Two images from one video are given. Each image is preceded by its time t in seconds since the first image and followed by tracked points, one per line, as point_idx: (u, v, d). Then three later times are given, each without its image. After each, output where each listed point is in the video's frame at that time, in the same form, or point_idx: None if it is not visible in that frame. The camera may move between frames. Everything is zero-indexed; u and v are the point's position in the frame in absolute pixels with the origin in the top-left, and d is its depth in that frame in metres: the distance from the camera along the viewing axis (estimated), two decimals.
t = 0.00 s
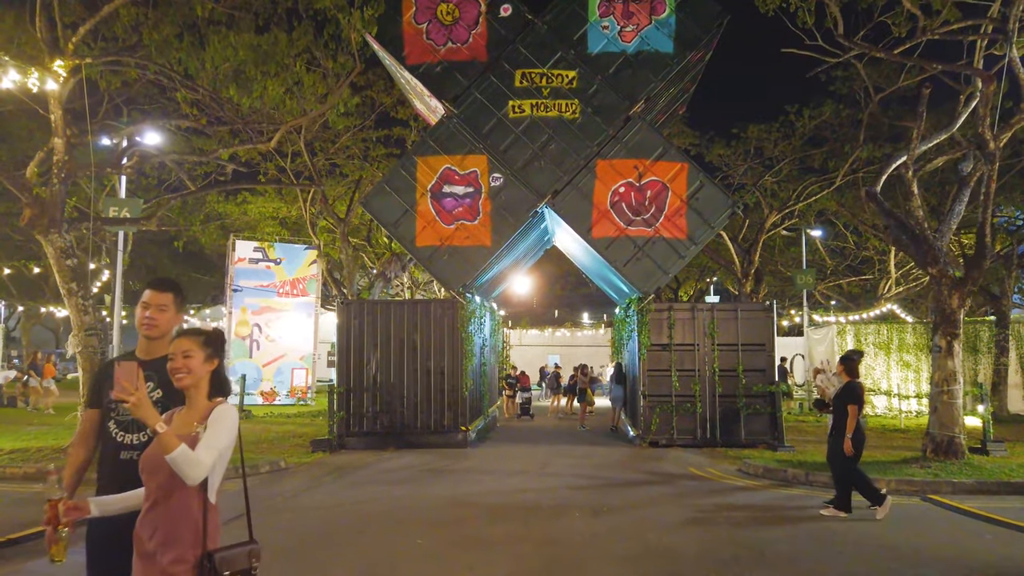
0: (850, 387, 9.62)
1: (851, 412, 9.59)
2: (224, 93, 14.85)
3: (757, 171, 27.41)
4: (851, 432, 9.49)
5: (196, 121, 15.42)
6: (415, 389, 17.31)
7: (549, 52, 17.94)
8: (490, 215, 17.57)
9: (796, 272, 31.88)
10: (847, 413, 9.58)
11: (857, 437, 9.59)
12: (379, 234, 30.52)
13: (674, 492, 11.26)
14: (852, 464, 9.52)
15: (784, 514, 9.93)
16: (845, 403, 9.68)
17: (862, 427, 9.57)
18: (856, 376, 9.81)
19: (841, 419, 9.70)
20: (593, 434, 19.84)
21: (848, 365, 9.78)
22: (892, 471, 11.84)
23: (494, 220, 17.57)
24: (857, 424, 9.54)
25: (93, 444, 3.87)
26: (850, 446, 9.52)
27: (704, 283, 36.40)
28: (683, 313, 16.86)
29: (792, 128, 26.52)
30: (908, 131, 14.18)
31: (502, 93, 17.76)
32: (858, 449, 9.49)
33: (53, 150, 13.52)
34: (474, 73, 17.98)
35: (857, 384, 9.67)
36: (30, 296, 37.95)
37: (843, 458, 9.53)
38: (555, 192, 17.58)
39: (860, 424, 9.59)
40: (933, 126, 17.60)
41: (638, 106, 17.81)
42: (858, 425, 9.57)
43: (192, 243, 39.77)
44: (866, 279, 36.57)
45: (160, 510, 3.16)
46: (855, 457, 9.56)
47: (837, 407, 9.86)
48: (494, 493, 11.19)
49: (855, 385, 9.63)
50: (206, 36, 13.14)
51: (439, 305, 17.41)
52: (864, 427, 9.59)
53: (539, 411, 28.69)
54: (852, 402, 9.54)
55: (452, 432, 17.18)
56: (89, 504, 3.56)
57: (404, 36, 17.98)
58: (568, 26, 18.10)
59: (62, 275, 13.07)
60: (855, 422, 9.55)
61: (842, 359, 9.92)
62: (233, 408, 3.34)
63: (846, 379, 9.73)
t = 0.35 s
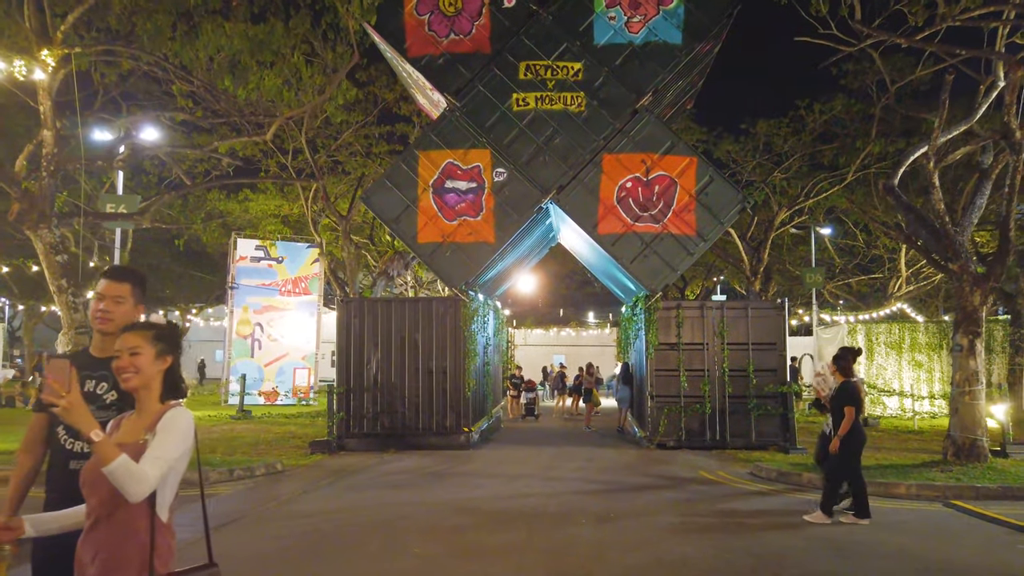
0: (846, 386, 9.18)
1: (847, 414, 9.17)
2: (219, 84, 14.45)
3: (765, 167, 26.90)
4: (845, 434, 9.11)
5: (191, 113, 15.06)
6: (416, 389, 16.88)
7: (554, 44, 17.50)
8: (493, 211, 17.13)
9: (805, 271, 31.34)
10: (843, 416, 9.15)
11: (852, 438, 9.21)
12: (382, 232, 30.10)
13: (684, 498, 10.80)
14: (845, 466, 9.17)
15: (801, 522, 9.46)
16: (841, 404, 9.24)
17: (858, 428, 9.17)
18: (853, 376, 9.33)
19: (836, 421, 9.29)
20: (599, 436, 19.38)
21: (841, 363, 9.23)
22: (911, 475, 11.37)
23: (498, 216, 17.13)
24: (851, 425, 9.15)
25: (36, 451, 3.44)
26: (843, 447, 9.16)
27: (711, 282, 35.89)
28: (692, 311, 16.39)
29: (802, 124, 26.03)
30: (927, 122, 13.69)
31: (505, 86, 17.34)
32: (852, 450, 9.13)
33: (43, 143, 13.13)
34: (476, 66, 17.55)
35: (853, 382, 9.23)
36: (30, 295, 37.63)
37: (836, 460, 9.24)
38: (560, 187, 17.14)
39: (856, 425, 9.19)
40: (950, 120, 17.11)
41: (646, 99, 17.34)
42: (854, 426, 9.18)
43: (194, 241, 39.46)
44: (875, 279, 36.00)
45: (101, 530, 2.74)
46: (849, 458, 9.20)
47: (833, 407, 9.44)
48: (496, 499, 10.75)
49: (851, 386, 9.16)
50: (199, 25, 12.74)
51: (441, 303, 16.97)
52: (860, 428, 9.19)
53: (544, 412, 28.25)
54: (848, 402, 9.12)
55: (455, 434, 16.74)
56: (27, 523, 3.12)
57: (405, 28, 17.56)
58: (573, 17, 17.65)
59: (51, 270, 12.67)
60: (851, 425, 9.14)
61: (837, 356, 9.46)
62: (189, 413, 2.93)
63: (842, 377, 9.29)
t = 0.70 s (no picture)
0: (837, 393, 8.75)
1: (839, 421, 8.74)
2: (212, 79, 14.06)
3: (774, 165, 26.39)
4: (839, 443, 8.71)
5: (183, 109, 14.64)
6: (416, 392, 16.45)
7: (558, 37, 17.05)
8: (495, 209, 16.68)
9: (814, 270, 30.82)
10: (835, 424, 8.74)
11: (846, 446, 8.83)
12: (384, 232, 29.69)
13: (694, 509, 10.34)
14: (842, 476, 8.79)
15: (819, 535, 8.96)
16: (832, 411, 8.83)
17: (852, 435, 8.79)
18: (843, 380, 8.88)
19: (829, 428, 8.87)
20: (605, 439, 18.91)
21: (829, 369, 8.76)
22: (932, 483, 10.85)
23: (500, 214, 16.68)
24: (845, 433, 8.75)
25: None
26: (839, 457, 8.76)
27: (718, 282, 35.40)
28: (700, 311, 15.92)
29: (811, 120, 25.50)
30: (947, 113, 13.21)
31: (507, 81, 16.91)
32: (847, 459, 8.74)
33: (29, 139, 12.75)
34: (478, 60, 17.04)
35: (844, 388, 8.80)
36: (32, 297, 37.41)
37: (832, 470, 8.81)
38: (564, 184, 16.67)
39: (849, 432, 8.80)
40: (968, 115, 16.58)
41: (652, 93, 16.85)
42: (847, 434, 8.79)
43: (195, 241, 39.11)
44: (886, 278, 35.43)
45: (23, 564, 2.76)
46: (844, 467, 8.83)
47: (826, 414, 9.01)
48: (496, 509, 10.29)
49: (839, 390, 8.74)
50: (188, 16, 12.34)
51: (441, 304, 16.53)
52: (853, 435, 8.81)
53: (548, 414, 27.77)
54: (839, 410, 8.71)
55: (456, 438, 16.31)
56: None
57: (405, 21, 17.10)
58: (578, 10, 17.18)
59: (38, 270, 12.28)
60: (844, 432, 8.71)
61: (824, 360, 9.00)
62: (115, 433, 2.94)
63: (830, 384, 8.86)
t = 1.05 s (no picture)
0: (831, 391, 8.54)
1: (830, 419, 8.51)
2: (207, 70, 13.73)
3: (783, 161, 25.94)
4: (831, 442, 8.47)
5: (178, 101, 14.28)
6: (418, 392, 16.04)
7: (563, 28, 16.63)
8: (498, 204, 16.27)
9: (824, 269, 30.36)
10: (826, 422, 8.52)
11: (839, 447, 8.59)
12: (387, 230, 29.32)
13: (705, 514, 9.90)
14: (835, 478, 8.50)
15: (839, 543, 8.48)
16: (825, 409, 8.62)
17: (846, 435, 8.53)
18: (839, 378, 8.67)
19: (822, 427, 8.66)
20: (612, 441, 18.48)
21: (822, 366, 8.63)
22: (955, 487, 10.39)
23: (504, 210, 16.27)
24: (838, 433, 8.51)
25: None
26: (830, 457, 8.51)
27: (726, 281, 34.95)
28: (709, 309, 15.47)
29: (821, 115, 25.04)
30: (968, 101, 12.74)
31: (511, 73, 16.51)
32: (839, 460, 8.47)
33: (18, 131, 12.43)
34: (481, 52, 16.63)
35: (837, 387, 8.59)
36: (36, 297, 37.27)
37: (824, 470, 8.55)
38: (569, 179, 16.24)
39: (843, 432, 8.55)
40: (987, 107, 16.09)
41: (660, 85, 16.39)
42: (840, 433, 8.55)
43: (197, 240, 38.80)
44: (896, 277, 34.93)
45: None
46: (837, 469, 8.52)
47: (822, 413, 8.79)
48: (498, 513, 9.88)
49: (831, 388, 8.53)
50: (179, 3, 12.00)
51: (444, 301, 16.12)
52: (848, 435, 8.54)
53: (553, 415, 27.34)
54: (832, 409, 8.50)
55: (459, 439, 15.89)
56: None
57: (406, 13, 16.72)
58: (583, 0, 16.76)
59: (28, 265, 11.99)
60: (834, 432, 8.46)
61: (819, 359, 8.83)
62: (37, 438, 3.35)
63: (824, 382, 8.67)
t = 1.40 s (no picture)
0: (836, 398, 7.95)
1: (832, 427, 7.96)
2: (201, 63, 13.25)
3: (793, 159, 25.37)
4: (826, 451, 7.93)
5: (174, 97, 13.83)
6: (420, 396, 15.55)
7: (570, 21, 16.11)
8: (503, 203, 15.78)
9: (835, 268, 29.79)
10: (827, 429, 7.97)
11: (834, 456, 8.05)
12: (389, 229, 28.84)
13: (720, 528, 9.38)
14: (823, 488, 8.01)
15: (860, 559, 7.98)
16: (827, 416, 8.05)
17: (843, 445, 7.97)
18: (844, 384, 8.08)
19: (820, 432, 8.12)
20: (620, 445, 17.98)
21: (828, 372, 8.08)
22: (985, 500, 9.89)
23: (509, 208, 15.78)
24: (835, 442, 7.95)
25: None
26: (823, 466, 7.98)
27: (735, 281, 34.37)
28: (722, 310, 14.96)
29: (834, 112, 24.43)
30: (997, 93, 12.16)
31: (516, 67, 16.01)
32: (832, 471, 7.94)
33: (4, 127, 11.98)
34: (486, 45, 16.12)
35: (844, 394, 7.99)
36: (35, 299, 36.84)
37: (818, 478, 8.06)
38: (576, 176, 15.73)
39: (840, 441, 7.99)
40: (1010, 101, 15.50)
41: (670, 79, 15.85)
42: (838, 442, 8.00)
43: (198, 239, 38.38)
44: (907, 277, 34.33)
45: None
46: (832, 479, 8.03)
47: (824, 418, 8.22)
48: (502, 526, 9.40)
49: (837, 394, 7.94)
50: None
51: (447, 302, 15.64)
52: (846, 446, 7.98)
53: (559, 418, 26.82)
54: (834, 417, 7.93)
55: (462, 445, 15.40)
56: None
57: (408, 5, 16.23)
58: None
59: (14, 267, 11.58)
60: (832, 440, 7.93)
61: (828, 361, 8.17)
62: None
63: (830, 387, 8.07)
